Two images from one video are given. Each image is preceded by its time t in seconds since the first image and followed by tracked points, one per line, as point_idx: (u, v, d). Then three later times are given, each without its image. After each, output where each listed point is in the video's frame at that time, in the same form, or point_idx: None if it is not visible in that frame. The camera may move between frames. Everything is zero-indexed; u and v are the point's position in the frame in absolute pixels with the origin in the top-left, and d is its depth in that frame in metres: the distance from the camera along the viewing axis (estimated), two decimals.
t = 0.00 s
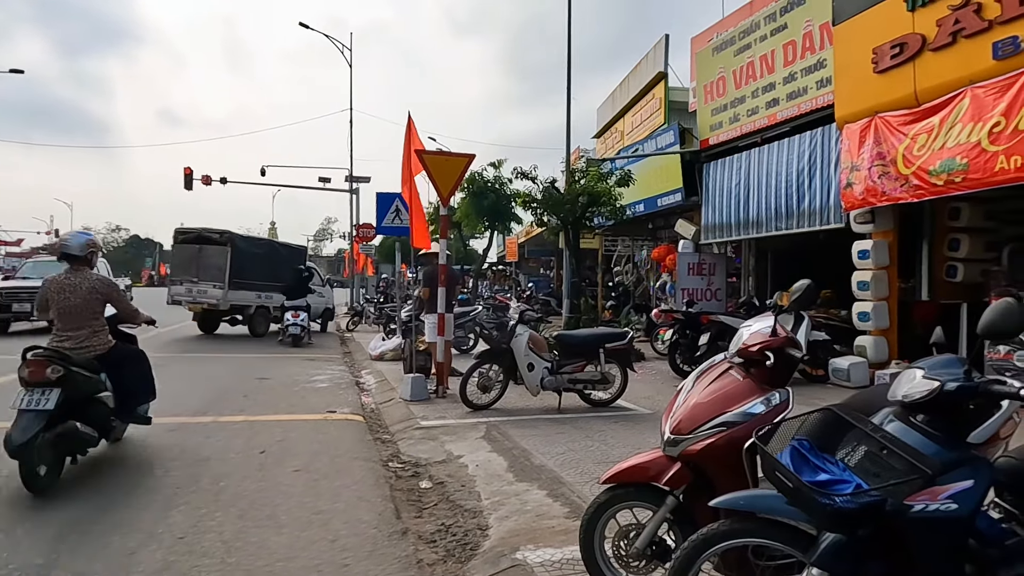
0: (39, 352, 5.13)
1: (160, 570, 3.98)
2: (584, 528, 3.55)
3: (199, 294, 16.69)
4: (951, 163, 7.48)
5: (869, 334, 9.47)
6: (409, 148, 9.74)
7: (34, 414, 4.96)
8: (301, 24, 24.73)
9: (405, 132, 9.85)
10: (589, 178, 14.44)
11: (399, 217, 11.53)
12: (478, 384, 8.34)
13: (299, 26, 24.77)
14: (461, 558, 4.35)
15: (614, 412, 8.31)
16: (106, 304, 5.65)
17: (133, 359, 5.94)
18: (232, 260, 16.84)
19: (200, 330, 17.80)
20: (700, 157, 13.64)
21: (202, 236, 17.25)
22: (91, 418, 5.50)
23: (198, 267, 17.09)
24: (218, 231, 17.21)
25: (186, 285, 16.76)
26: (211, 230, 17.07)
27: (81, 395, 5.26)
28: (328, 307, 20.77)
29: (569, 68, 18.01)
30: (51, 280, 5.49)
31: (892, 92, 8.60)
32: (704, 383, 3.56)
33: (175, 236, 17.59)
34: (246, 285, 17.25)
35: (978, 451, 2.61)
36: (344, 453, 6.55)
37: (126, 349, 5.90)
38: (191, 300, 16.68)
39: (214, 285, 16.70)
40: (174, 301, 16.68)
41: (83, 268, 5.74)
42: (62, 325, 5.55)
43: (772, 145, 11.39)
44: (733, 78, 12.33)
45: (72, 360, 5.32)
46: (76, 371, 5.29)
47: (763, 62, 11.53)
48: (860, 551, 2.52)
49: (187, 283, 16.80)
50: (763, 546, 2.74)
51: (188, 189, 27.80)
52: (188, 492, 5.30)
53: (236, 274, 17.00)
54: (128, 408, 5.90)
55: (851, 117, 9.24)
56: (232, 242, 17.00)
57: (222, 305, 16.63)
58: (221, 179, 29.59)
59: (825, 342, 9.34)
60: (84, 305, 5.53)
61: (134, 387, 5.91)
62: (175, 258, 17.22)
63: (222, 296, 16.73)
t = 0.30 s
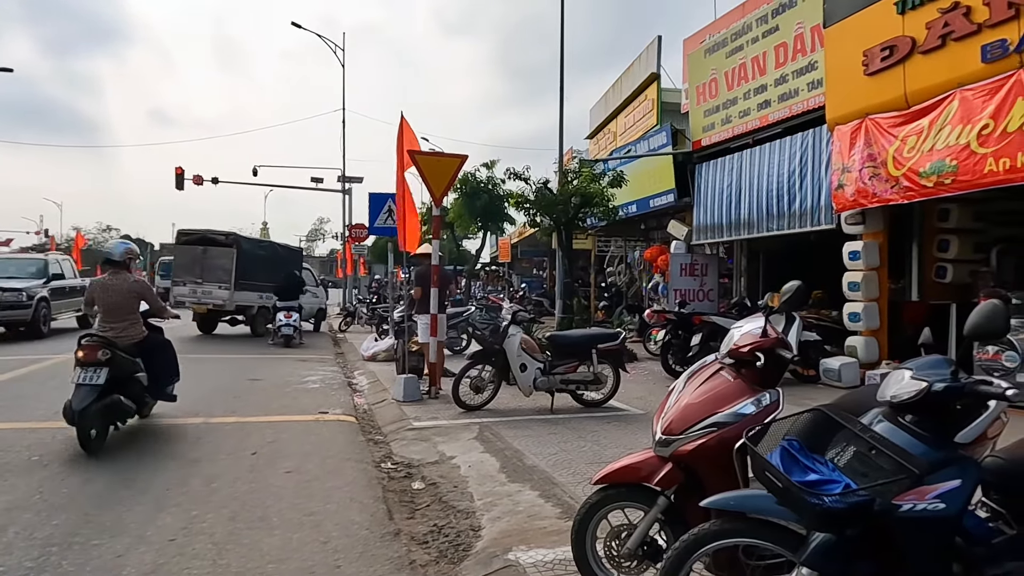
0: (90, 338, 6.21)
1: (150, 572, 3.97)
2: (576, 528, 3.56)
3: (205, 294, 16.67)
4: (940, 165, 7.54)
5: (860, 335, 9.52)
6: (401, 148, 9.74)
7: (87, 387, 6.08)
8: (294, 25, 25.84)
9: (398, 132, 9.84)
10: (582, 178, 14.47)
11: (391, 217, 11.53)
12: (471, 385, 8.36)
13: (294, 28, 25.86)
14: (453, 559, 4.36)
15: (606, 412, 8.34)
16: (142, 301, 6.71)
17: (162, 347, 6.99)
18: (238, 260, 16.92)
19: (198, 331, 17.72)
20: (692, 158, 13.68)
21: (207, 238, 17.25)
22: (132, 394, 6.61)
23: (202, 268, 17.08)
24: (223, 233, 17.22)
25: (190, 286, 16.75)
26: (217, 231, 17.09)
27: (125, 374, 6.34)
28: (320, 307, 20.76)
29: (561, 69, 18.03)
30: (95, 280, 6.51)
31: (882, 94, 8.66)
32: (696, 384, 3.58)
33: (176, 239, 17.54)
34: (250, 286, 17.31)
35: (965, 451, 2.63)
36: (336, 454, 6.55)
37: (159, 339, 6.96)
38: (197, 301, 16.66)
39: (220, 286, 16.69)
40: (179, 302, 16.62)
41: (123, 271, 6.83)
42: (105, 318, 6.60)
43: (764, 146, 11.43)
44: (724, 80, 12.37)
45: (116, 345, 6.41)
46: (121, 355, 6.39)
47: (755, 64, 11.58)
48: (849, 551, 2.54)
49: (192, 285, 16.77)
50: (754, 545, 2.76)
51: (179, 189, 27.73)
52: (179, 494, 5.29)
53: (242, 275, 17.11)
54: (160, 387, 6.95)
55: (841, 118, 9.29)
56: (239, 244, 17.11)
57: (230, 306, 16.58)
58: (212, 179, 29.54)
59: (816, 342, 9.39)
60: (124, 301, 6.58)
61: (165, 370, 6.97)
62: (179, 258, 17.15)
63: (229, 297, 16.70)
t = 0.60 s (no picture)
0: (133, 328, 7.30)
1: (149, 573, 3.97)
2: (575, 529, 3.56)
3: (219, 294, 16.97)
4: (942, 165, 7.52)
5: (861, 335, 9.50)
6: (402, 147, 9.74)
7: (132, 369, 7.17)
8: (298, 25, 25.03)
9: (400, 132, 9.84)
10: (583, 178, 14.46)
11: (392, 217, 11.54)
12: (472, 385, 8.36)
13: (297, 28, 25.03)
14: (452, 559, 4.35)
15: (606, 413, 8.33)
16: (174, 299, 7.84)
17: (189, 340, 8.11)
18: (252, 261, 17.26)
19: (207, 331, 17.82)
20: (693, 158, 13.66)
21: (219, 240, 17.57)
22: (165, 378, 7.69)
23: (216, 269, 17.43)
24: (237, 234, 17.60)
25: (203, 286, 17.03)
26: (230, 233, 17.46)
27: (163, 360, 7.43)
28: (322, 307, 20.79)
29: (563, 69, 18.01)
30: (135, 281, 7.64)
31: (883, 94, 8.65)
32: (695, 385, 3.58)
33: (189, 240, 17.87)
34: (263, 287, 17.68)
35: (964, 451, 2.62)
36: (336, 455, 6.55)
37: (187, 333, 8.07)
38: (211, 301, 16.94)
39: (234, 287, 17.03)
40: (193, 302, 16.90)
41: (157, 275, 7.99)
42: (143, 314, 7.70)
43: (765, 146, 11.42)
44: (726, 80, 12.36)
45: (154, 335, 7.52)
46: (158, 344, 7.48)
47: (756, 64, 11.57)
48: (847, 552, 2.53)
49: (205, 285, 17.06)
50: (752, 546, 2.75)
51: (181, 189, 27.77)
52: (178, 494, 5.29)
53: (255, 276, 17.43)
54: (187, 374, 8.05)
55: (843, 118, 9.27)
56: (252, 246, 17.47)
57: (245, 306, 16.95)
58: (214, 179, 29.60)
59: (817, 343, 9.38)
60: (159, 299, 7.70)
61: (192, 359, 8.07)
62: (193, 258, 17.45)
63: (243, 297, 17.01)
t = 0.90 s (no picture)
0: (170, 321, 8.21)
1: (156, 571, 3.98)
2: (580, 529, 3.55)
3: (237, 294, 17.18)
4: (952, 163, 7.48)
5: (870, 335, 9.45)
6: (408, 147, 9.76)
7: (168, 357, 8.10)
8: (305, 25, 25.86)
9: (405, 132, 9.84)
10: (590, 178, 14.43)
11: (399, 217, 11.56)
12: (478, 384, 8.36)
13: (304, 28, 25.85)
14: (458, 559, 4.35)
15: (612, 413, 8.31)
16: (205, 297, 8.76)
17: (218, 333, 9.02)
18: (269, 261, 17.54)
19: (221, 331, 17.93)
20: (700, 157, 13.62)
21: (237, 240, 17.94)
22: (197, 366, 8.63)
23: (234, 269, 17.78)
24: (254, 235, 17.98)
25: (221, 286, 17.29)
26: (248, 234, 17.84)
27: (197, 350, 8.35)
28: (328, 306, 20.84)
29: (570, 68, 17.98)
30: (171, 280, 8.56)
31: (892, 92, 8.60)
32: (700, 385, 3.56)
33: (206, 241, 18.24)
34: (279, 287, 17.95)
35: (972, 452, 2.60)
36: (342, 454, 6.56)
37: (217, 327, 8.98)
38: (229, 300, 17.15)
39: (252, 286, 17.27)
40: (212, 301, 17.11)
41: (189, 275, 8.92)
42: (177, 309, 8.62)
43: (773, 145, 11.37)
44: (734, 78, 12.31)
45: (187, 327, 8.43)
46: (192, 335, 8.40)
47: (764, 62, 11.52)
48: (853, 552, 2.52)
49: (223, 284, 17.33)
50: (758, 546, 2.73)
51: (190, 189, 27.89)
52: (185, 493, 5.31)
53: (272, 276, 17.72)
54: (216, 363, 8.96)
55: (851, 117, 9.23)
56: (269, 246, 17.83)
57: (262, 305, 17.17)
58: (223, 179, 29.73)
59: (825, 342, 9.33)
60: (191, 296, 8.61)
61: (221, 350, 9.00)
62: (211, 258, 17.80)
63: (260, 296, 17.26)
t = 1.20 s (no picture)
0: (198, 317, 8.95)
1: (164, 569, 3.99)
2: (588, 528, 3.55)
3: (253, 294, 17.40)
4: (961, 163, 7.45)
5: (877, 335, 9.42)
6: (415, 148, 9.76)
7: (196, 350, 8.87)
8: (310, 25, 26.10)
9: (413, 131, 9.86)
10: (596, 178, 14.42)
11: (405, 217, 11.58)
12: (485, 384, 8.37)
13: (309, 28, 26.13)
14: (465, 558, 4.35)
15: (619, 412, 8.30)
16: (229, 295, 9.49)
17: (240, 328, 9.78)
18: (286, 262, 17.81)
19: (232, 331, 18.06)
20: (707, 156, 13.59)
21: (252, 241, 18.14)
22: (222, 357, 9.39)
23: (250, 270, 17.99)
24: (269, 237, 18.20)
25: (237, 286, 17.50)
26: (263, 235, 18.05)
27: (222, 344, 9.10)
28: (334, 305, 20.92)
29: (575, 67, 17.96)
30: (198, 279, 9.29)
31: (900, 91, 8.57)
32: (709, 384, 3.56)
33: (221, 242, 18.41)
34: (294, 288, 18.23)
35: (982, 452, 2.60)
36: (348, 453, 6.56)
37: (239, 322, 9.74)
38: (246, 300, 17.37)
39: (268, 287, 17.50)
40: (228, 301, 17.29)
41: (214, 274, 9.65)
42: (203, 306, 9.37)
43: (779, 144, 11.34)
44: (740, 78, 12.29)
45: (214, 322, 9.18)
46: (217, 330, 9.15)
47: (771, 61, 11.50)
48: (862, 552, 2.52)
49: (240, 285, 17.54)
50: (767, 546, 2.73)
51: (197, 190, 27.97)
52: (193, 491, 5.32)
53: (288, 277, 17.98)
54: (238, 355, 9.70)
55: (859, 116, 9.20)
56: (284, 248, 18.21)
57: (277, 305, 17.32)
58: (229, 179, 29.81)
59: (832, 342, 9.30)
60: (216, 294, 9.34)
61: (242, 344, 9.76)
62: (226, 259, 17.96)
63: (276, 296, 17.49)
